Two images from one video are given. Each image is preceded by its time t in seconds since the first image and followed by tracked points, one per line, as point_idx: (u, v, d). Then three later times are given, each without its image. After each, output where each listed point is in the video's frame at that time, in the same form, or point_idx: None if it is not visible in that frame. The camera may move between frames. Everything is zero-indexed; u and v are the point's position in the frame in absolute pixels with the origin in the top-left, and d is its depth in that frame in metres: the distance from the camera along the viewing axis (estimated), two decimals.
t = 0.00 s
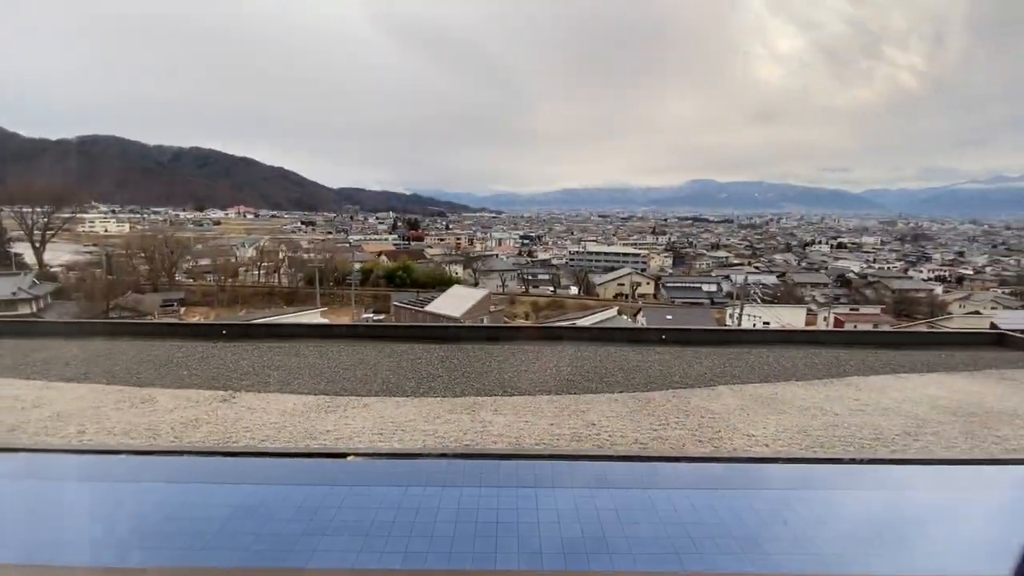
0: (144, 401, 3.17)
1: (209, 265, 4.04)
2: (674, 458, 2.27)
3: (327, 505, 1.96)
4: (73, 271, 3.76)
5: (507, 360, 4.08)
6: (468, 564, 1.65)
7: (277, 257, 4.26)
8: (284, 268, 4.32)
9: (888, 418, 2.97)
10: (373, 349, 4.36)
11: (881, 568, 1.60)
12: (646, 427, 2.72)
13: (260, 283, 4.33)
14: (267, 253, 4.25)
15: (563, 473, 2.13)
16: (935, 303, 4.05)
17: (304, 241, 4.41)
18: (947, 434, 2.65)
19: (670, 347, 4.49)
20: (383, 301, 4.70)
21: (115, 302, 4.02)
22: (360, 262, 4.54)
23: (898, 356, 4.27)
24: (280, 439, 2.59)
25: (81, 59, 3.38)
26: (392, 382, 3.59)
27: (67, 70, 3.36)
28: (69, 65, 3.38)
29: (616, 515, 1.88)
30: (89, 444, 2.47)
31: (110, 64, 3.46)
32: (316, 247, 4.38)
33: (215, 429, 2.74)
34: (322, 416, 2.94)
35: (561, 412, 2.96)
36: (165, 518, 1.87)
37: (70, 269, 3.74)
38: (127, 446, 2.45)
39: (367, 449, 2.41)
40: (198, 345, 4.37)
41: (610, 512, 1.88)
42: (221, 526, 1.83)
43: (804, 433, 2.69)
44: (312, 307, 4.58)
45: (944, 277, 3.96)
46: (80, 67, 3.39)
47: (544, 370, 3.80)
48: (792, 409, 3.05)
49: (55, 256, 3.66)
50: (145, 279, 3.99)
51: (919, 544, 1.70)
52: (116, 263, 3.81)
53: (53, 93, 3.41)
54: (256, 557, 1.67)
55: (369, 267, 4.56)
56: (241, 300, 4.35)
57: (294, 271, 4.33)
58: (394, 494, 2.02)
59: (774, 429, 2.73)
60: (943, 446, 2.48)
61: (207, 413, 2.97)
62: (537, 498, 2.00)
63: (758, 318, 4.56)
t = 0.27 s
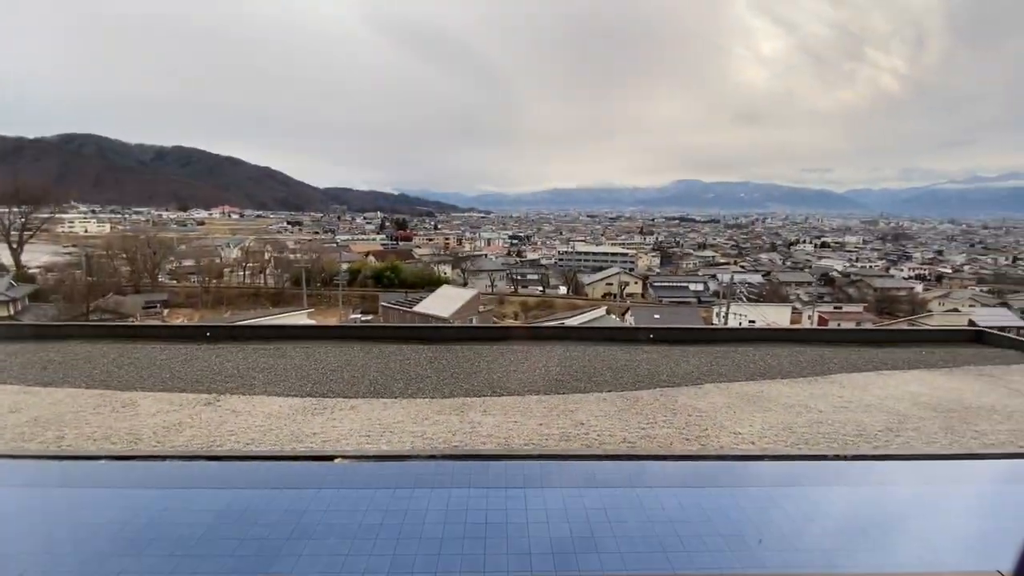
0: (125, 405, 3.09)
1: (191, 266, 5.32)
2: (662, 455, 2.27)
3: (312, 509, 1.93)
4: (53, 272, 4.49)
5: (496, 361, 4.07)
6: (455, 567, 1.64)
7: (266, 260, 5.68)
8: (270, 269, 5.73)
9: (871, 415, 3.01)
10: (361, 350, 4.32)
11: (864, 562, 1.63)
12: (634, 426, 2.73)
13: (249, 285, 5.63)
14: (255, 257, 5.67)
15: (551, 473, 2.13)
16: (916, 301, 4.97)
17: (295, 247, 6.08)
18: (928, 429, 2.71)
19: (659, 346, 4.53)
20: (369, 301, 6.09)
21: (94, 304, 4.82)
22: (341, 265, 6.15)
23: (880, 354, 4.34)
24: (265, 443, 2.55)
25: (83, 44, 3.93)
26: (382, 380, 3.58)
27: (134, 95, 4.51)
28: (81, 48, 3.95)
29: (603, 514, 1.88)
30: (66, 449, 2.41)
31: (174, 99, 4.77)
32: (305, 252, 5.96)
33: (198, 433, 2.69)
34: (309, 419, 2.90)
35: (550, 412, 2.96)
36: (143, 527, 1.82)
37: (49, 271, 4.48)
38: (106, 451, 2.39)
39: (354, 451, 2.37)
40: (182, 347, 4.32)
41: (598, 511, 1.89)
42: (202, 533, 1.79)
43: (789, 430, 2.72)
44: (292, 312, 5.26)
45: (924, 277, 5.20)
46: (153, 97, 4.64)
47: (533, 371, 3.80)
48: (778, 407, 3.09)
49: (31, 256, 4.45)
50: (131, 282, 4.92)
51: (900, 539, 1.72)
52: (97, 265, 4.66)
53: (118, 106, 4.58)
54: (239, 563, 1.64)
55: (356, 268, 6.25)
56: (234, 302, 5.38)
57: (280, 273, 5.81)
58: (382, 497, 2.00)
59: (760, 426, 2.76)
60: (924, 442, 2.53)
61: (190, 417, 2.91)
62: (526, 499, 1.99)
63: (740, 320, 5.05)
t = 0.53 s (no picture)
0: (111, 408, 3.05)
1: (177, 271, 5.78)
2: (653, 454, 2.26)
3: (301, 513, 1.90)
4: (39, 275, 4.86)
5: (488, 361, 4.07)
6: (447, 569, 1.63)
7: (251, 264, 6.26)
8: (257, 271, 6.28)
9: (859, 412, 3.04)
10: (352, 351, 4.30)
11: (853, 559, 1.65)
12: (625, 426, 2.74)
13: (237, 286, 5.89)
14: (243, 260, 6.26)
15: (544, 472, 2.12)
16: (901, 301, 5.51)
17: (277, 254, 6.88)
18: (915, 427, 2.74)
19: (649, 345, 4.55)
20: (362, 303, 6.27)
21: (82, 306, 4.70)
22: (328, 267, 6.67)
23: (867, 351, 4.41)
24: (255, 445, 2.52)
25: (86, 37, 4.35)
26: (369, 382, 3.54)
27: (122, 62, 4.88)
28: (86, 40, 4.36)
29: (595, 515, 1.88)
30: (50, 453, 2.36)
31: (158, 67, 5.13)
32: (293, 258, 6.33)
33: (186, 436, 2.65)
34: (299, 421, 2.87)
35: (542, 412, 2.96)
36: (128, 534, 1.79)
37: (35, 273, 4.89)
38: (91, 454, 2.34)
39: (345, 453, 2.35)
40: (170, 348, 4.26)
41: (589, 511, 1.89)
42: (190, 539, 1.76)
43: (779, 429, 2.74)
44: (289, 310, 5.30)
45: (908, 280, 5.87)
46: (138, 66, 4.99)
47: (524, 370, 3.81)
48: (768, 405, 3.11)
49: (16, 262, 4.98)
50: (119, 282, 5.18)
51: (889, 538, 1.74)
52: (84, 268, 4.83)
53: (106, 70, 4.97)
54: (227, 568, 1.62)
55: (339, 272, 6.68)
56: (223, 303, 5.74)
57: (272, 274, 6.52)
58: (373, 500, 1.98)
59: (751, 425, 2.78)
60: (911, 439, 2.56)
61: (178, 420, 2.86)
62: (518, 499, 1.98)
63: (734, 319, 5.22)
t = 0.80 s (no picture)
0: (102, 409, 3.02)
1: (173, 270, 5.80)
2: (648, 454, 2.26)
3: (295, 514, 1.89)
4: (30, 274, 4.82)
5: (483, 361, 4.06)
6: (441, 570, 1.62)
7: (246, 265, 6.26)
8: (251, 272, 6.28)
9: (852, 412, 3.06)
10: (346, 352, 4.27)
11: (847, 559, 1.65)
12: (620, 426, 2.74)
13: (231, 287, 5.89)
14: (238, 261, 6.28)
15: (539, 472, 2.11)
16: (894, 300, 5.56)
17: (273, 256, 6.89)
18: (907, 426, 2.76)
19: (644, 345, 4.56)
20: (357, 304, 6.26)
21: (74, 305, 4.67)
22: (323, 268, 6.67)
23: (860, 350, 4.44)
24: (248, 447, 2.50)
25: (83, 35, 4.28)
26: (364, 383, 3.52)
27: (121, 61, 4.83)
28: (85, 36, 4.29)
29: (590, 515, 1.88)
30: (39, 455, 2.33)
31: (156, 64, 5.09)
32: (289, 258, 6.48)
33: (178, 438, 2.63)
34: (293, 422, 2.85)
35: (537, 412, 2.95)
36: (120, 536, 1.77)
37: (26, 273, 4.85)
38: (82, 456, 2.32)
39: (338, 454, 2.33)
40: (162, 349, 4.22)
41: (584, 511, 1.88)
42: (182, 540, 1.75)
43: (773, 428, 2.74)
44: (284, 311, 5.28)
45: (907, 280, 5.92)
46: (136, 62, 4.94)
47: (520, 371, 3.80)
48: (762, 405, 3.12)
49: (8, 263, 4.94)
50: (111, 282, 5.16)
51: (881, 536, 1.75)
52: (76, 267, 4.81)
53: (105, 69, 4.92)
54: (220, 570, 1.61)
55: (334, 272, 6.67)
56: (218, 303, 5.78)
57: (265, 273, 6.57)
58: (367, 501, 1.97)
59: (745, 424, 2.79)
60: (904, 438, 2.57)
61: (171, 421, 2.84)
62: (513, 500, 1.98)
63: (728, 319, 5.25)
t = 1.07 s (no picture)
0: (94, 411, 2.98)
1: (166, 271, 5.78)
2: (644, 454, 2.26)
3: (289, 517, 1.88)
4: (21, 275, 4.78)
5: (478, 362, 4.05)
6: (437, 571, 1.62)
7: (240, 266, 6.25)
8: (245, 274, 6.26)
9: (847, 411, 3.07)
10: (341, 353, 4.25)
11: (842, 558, 1.66)
12: (616, 426, 2.74)
13: (225, 289, 5.87)
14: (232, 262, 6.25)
15: (534, 473, 2.10)
16: (888, 299, 5.62)
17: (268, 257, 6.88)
18: (901, 425, 2.77)
19: (640, 345, 4.57)
20: (352, 305, 6.25)
21: (67, 307, 4.63)
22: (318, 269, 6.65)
23: (854, 350, 4.46)
24: (241, 449, 2.48)
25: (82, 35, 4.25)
26: (359, 384, 3.50)
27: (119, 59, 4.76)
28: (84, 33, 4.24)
29: (586, 515, 1.87)
30: (30, 459, 2.30)
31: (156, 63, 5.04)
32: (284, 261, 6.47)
33: (171, 440, 2.60)
34: (287, 424, 2.83)
35: (533, 413, 2.95)
36: (112, 540, 1.75)
37: (17, 273, 4.81)
38: (73, 459, 2.29)
39: (333, 456, 2.32)
40: (155, 351, 4.18)
41: (580, 512, 1.88)
42: (175, 544, 1.73)
43: (768, 428, 2.75)
44: (279, 313, 5.26)
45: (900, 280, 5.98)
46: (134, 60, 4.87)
47: (516, 371, 3.79)
48: (757, 404, 3.13)
49: None
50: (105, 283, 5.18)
51: (876, 535, 1.75)
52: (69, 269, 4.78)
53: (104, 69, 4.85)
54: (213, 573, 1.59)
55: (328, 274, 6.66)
56: (212, 304, 5.76)
57: (260, 274, 6.54)
58: (361, 504, 1.95)
59: (741, 424, 2.79)
60: (897, 437, 2.59)
61: (164, 423, 2.81)
62: (509, 501, 1.97)
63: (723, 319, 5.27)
